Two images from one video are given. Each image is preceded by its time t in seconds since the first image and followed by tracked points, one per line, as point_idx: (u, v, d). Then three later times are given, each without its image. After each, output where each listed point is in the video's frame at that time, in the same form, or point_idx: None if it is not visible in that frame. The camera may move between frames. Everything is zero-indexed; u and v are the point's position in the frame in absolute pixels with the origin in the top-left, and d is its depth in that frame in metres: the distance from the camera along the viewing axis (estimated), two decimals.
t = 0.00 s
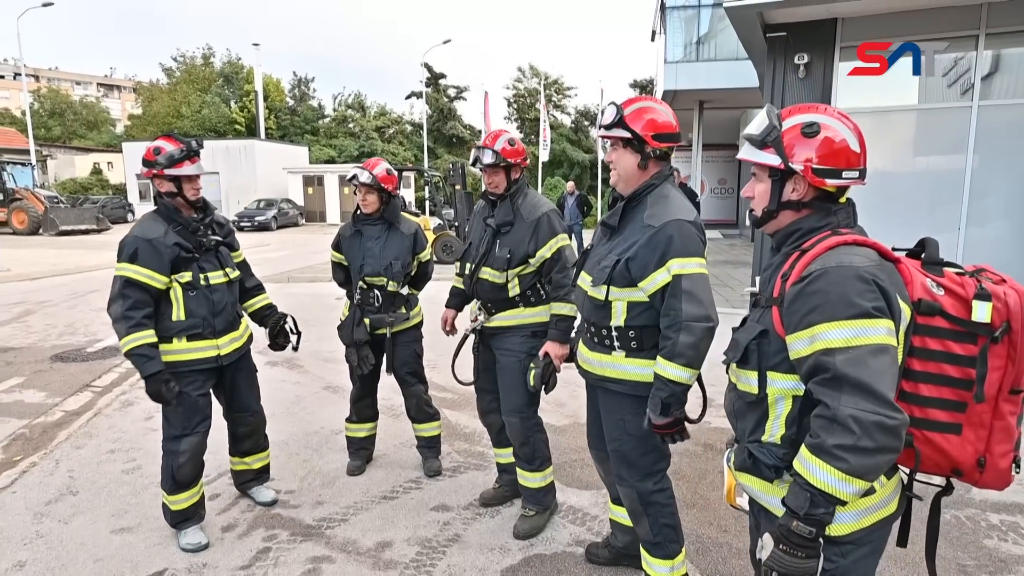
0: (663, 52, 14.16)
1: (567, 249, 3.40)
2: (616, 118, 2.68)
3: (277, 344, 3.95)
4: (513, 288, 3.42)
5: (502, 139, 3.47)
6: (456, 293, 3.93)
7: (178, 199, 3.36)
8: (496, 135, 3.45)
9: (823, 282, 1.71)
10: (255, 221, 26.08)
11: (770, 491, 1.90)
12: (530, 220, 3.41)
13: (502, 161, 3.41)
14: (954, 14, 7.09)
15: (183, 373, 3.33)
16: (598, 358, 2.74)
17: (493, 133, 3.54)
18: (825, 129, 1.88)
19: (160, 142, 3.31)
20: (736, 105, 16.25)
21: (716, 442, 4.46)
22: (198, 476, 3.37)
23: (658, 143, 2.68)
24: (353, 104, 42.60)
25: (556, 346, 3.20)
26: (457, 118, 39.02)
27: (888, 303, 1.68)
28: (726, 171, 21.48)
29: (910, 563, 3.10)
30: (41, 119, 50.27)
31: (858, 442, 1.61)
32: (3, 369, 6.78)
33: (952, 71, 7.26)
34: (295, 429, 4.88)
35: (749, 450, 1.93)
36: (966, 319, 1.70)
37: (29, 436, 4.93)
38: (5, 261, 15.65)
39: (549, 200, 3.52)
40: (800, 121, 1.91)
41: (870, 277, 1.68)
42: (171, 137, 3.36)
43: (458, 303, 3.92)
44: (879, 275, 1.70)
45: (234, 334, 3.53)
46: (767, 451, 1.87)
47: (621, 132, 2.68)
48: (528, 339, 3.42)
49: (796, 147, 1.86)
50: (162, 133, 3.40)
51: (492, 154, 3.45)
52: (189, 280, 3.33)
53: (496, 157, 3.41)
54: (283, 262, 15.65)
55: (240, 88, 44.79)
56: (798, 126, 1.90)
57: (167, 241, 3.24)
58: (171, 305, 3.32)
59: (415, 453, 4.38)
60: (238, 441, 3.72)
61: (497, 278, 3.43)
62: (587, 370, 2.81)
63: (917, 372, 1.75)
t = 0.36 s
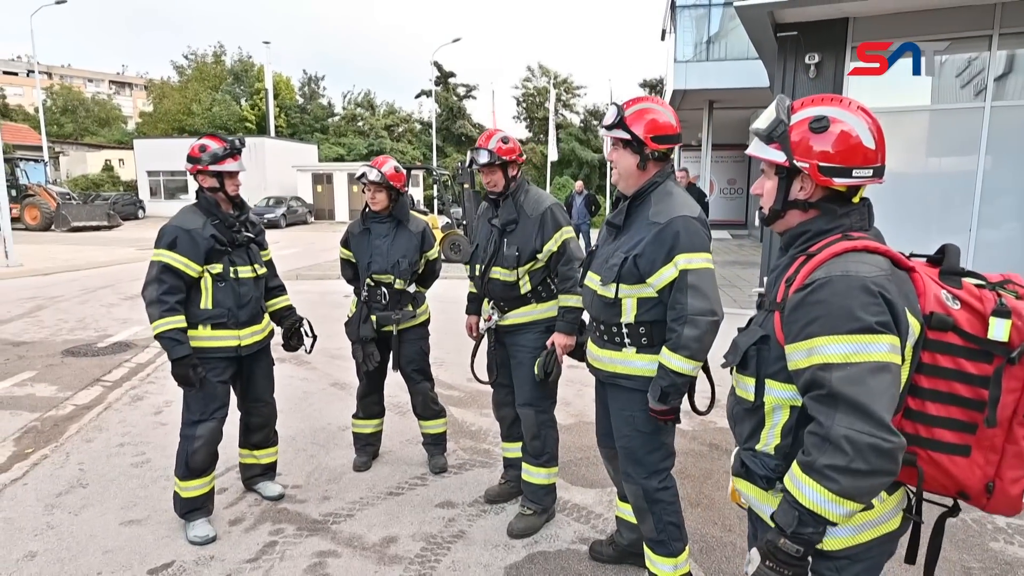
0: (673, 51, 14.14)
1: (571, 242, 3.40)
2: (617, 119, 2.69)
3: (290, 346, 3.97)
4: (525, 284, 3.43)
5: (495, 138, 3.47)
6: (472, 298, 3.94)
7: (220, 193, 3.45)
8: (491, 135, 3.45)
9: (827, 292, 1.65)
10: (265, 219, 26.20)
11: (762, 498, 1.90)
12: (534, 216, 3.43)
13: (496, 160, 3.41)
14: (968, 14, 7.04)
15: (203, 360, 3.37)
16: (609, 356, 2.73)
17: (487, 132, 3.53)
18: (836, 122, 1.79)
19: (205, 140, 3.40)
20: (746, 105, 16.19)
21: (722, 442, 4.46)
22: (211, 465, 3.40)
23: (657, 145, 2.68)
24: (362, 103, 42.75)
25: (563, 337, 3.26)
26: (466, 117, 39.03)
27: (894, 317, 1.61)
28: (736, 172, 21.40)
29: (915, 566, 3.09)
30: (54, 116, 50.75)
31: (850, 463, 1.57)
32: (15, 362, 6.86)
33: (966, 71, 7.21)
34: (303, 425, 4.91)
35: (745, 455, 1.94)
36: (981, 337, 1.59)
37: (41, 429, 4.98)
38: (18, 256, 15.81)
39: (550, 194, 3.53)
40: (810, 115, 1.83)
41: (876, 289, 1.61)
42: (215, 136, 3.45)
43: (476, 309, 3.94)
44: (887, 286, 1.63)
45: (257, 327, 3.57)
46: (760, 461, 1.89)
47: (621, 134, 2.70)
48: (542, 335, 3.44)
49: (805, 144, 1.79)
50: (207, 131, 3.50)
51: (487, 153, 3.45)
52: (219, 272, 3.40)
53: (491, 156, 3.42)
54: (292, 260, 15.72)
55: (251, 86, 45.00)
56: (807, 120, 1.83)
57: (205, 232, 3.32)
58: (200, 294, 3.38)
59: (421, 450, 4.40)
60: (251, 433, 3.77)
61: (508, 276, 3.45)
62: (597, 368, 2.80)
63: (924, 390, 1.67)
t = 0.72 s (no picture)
0: (676, 48, 14.11)
1: (572, 238, 3.39)
2: (619, 114, 2.69)
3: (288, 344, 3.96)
4: (528, 281, 3.43)
5: (495, 135, 3.47)
6: (474, 295, 3.94)
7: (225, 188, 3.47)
8: (491, 131, 3.45)
9: (810, 304, 1.53)
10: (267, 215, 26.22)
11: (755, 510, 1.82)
12: (538, 211, 3.43)
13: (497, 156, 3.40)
14: (973, 11, 7.00)
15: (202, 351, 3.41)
16: (619, 353, 2.73)
17: (489, 129, 3.53)
18: (829, 120, 1.70)
19: (211, 136, 3.43)
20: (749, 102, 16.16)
21: (722, 439, 4.46)
22: (208, 455, 3.51)
23: (661, 137, 2.68)
24: (365, 99, 42.76)
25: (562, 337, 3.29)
26: (469, 114, 39.00)
27: (882, 331, 1.47)
28: (739, 169, 21.37)
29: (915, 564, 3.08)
30: (57, 112, 50.80)
31: (829, 485, 1.45)
32: (18, 358, 6.88)
33: (970, 69, 7.18)
34: (304, 421, 4.92)
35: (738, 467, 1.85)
36: (984, 352, 1.43)
37: (42, 424, 5.00)
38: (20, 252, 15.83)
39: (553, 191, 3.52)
40: (800, 114, 1.75)
41: (862, 302, 1.48)
42: (222, 133, 3.48)
43: (477, 305, 3.94)
44: (875, 298, 1.49)
45: (257, 322, 3.57)
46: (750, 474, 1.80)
47: (625, 128, 2.69)
48: (545, 333, 3.45)
49: (795, 145, 1.72)
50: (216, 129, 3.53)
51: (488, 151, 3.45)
52: (220, 264, 3.43)
53: (491, 153, 3.41)
54: (294, 256, 15.74)
55: (253, 82, 45.00)
56: (797, 119, 1.74)
57: (206, 225, 3.36)
58: (200, 287, 3.42)
59: (422, 446, 4.41)
60: (253, 429, 3.78)
61: (512, 274, 3.44)
62: (607, 365, 2.80)
63: (923, 407, 1.52)
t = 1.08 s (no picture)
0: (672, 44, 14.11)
1: (562, 232, 3.37)
2: (605, 115, 2.69)
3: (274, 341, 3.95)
4: (521, 276, 3.42)
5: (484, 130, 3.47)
6: (467, 290, 3.92)
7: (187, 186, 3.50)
8: (477, 126, 3.44)
9: (804, 299, 1.52)
10: (263, 212, 26.11)
11: (740, 504, 1.81)
12: (530, 204, 3.42)
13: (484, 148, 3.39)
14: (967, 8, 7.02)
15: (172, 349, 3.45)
16: (620, 349, 2.72)
17: (479, 125, 3.52)
18: (824, 111, 1.69)
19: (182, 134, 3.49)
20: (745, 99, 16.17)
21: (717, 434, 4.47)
22: (194, 451, 3.54)
23: (651, 132, 2.67)
24: (361, 95, 42.64)
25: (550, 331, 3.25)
26: (464, 110, 38.92)
27: (875, 327, 1.47)
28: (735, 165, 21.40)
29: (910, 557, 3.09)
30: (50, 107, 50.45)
31: (822, 483, 1.45)
32: (9, 355, 6.84)
33: (964, 65, 7.20)
34: (298, 417, 4.90)
35: (721, 461, 1.85)
36: (971, 347, 1.43)
37: (33, 421, 4.97)
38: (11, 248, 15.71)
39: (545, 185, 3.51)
40: (797, 103, 1.73)
41: (856, 298, 1.47)
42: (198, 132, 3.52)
43: (469, 300, 3.93)
44: (868, 294, 1.48)
45: (228, 320, 3.55)
46: (735, 468, 1.79)
47: (612, 129, 2.69)
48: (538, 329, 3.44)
49: (788, 135, 1.70)
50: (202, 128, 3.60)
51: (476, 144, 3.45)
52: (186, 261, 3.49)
53: (478, 146, 3.41)
54: (289, 252, 15.69)
55: (248, 77, 44.80)
56: (794, 109, 1.73)
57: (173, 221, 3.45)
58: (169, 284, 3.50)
59: (416, 441, 4.40)
60: (245, 427, 3.77)
61: (504, 266, 3.43)
62: (609, 361, 2.79)
63: (909, 400, 1.51)
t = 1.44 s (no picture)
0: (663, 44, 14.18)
1: (549, 231, 3.38)
2: (597, 117, 2.71)
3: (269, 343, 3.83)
4: (509, 276, 3.44)
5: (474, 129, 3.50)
6: (456, 290, 3.94)
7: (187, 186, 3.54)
8: (467, 125, 3.48)
9: (781, 294, 1.54)
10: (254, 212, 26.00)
11: (725, 498, 1.84)
12: (517, 204, 3.44)
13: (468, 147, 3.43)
14: (954, 9, 7.09)
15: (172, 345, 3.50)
16: (609, 347, 2.74)
17: (469, 124, 3.55)
18: (795, 112, 1.72)
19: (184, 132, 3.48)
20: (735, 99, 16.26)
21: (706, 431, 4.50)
22: (188, 448, 3.54)
23: (642, 134, 2.70)
24: (353, 95, 42.57)
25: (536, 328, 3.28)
26: (457, 109, 38.93)
27: (851, 320, 1.50)
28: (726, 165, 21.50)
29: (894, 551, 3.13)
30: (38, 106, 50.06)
31: (806, 473, 1.48)
32: None
33: (951, 67, 7.26)
34: (289, 416, 4.90)
35: (704, 456, 1.87)
36: (942, 336, 1.47)
37: (22, 422, 4.95)
38: None
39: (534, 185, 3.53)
40: (769, 103, 1.76)
41: (832, 292, 1.50)
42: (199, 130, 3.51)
43: (459, 299, 3.95)
44: (844, 288, 1.51)
45: (225, 319, 3.55)
46: (718, 463, 1.81)
47: (604, 130, 2.71)
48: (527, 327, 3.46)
49: (762, 135, 1.73)
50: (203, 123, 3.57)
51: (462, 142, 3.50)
52: (184, 261, 3.56)
53: (462, 143, 3.46)
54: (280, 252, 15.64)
55: (239, 77, 44.62)
56: (767, 109, 1.75)
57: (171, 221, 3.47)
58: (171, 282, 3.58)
59: (407, 440, 4.41)
60: (239, 426, 3.77)
61: (492, 266, 3.44)
62: (599, 359, 2.81)
63: (884, 390, 1.54)
